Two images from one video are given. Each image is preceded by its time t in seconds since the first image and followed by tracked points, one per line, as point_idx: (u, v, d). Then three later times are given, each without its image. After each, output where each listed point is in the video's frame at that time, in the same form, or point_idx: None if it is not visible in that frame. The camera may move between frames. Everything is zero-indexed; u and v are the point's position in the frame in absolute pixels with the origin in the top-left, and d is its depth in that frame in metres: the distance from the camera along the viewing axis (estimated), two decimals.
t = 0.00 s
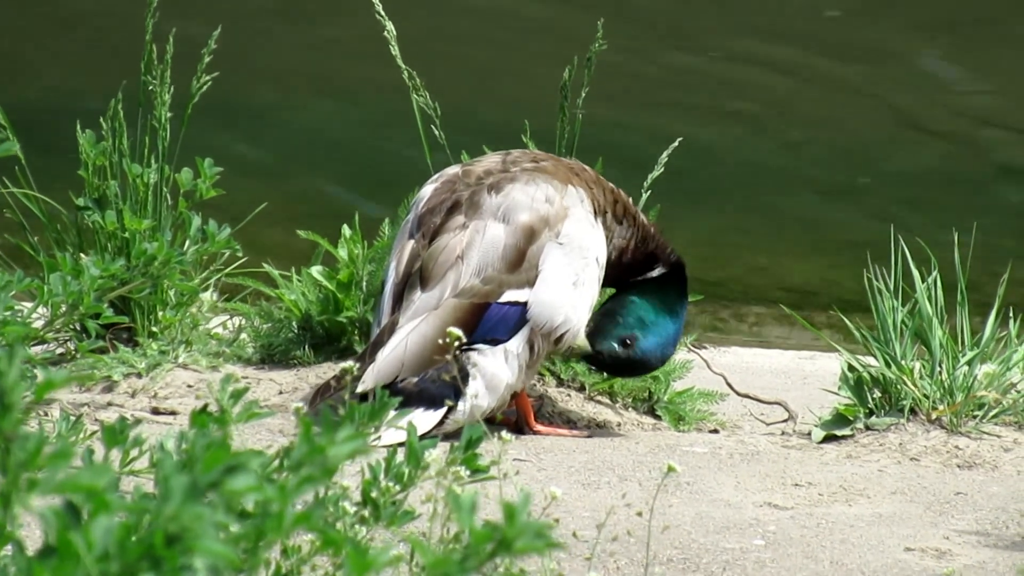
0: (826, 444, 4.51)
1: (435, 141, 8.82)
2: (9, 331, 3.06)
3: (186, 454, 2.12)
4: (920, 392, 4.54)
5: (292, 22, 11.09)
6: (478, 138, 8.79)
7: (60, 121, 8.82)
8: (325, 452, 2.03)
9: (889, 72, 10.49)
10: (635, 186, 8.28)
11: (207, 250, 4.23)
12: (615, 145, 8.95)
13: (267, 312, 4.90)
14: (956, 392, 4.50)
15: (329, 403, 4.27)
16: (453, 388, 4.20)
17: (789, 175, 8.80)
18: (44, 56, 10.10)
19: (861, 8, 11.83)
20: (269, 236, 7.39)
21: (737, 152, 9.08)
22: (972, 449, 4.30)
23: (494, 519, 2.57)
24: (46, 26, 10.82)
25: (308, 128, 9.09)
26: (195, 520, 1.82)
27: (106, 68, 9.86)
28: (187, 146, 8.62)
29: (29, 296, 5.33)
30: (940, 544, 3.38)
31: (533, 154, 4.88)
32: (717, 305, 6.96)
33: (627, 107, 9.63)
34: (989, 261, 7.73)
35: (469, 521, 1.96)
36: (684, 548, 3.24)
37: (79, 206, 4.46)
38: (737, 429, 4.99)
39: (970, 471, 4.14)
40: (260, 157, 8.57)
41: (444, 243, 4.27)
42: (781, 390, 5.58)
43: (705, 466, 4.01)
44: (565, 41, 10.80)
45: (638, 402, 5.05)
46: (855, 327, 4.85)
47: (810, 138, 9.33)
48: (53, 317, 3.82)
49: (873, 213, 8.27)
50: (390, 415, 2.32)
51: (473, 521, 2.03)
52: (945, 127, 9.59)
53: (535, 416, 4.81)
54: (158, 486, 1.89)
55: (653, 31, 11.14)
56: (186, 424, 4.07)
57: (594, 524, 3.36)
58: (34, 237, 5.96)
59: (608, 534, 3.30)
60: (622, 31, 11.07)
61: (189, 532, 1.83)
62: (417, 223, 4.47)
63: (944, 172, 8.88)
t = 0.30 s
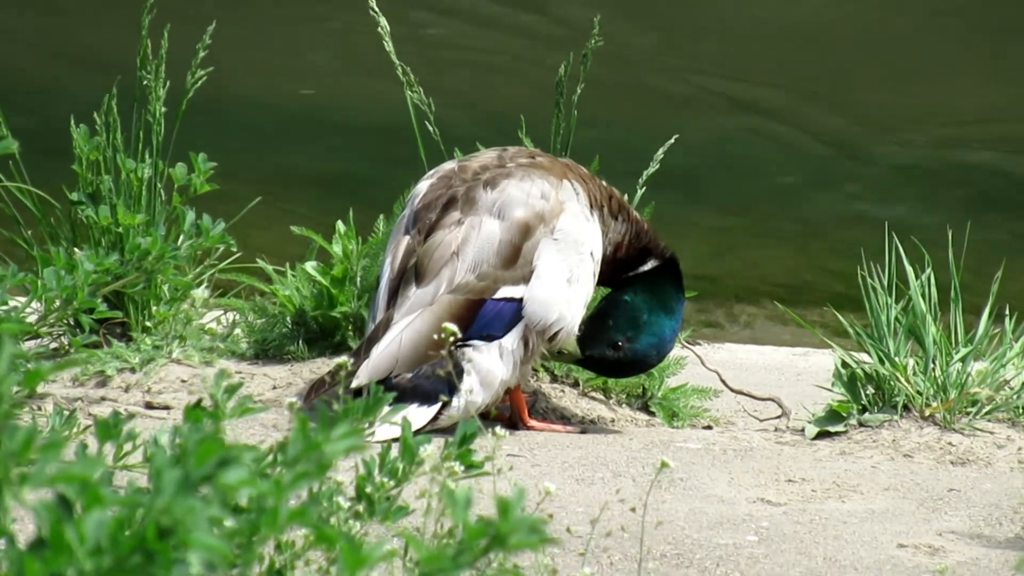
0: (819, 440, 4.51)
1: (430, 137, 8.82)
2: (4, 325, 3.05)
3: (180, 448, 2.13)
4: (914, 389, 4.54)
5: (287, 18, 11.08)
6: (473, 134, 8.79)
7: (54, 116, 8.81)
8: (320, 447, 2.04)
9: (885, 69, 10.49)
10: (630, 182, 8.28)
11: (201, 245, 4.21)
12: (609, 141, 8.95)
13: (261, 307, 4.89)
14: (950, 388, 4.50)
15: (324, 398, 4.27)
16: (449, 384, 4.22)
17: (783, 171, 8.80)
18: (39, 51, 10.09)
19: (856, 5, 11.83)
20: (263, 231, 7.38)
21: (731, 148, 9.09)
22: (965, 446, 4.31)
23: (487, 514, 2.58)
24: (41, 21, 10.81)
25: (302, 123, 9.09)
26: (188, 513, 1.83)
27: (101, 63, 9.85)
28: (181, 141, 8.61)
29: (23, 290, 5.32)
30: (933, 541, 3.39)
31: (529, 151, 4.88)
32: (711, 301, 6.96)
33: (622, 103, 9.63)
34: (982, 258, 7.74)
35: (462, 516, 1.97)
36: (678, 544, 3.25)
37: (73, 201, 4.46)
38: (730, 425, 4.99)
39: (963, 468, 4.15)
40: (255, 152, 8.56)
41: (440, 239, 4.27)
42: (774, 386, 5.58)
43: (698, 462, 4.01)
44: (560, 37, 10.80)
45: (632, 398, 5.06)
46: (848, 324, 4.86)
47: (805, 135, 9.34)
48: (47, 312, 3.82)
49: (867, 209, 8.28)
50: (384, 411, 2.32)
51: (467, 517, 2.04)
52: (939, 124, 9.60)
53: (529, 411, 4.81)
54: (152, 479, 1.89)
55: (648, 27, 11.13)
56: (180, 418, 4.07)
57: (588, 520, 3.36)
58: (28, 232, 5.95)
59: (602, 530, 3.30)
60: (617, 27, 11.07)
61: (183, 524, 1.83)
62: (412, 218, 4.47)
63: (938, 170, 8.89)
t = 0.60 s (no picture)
0: (814, 434, 4.51)
1: (422, 130, 8.81)
2: None
3: (174, 443, 2.11)
4: (908, 382, 4.54)
5: (280, 11, 11.06)
6: (466, 128, 8.78)
7: (46, 109, 8.79)
8: (315, 442, 2.02)
9: (877, 64, 10.48)
10: (622, 176, 8.28)
11: (194, 238, 4.21)
12: (602, 135, 8.94)
13: (254, 301, 4.89)
14: (943, 382, 4.51)
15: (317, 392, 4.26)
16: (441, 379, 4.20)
17: (776, 165, 8.81)
18: (31, 44, 10.06)
19: None
20: (256, 225, 7.37)
21: (724, 142, 9.09)
22: (958, 440, 4.31)
23: (481, 509, 2.57)
24: (33, 13, 10.78)
25: (295, 116, 9.07)
26: (183, 508, 1.82)
27: (93, 56, 9.83)
28: (173, 134, 8.59)
29: (17, 284, 5.32)
30: (927, 535, 3.39)
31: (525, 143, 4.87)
32: (704, 294, 6.96)
33: (615, 96, 9.63)
34: (975, 252, 7.74)
35: (456, 510, 1.96)
36: (672, 538, 3.25)
37: (66, 194, 4.45)
38: (723, 419, 4.99)
39: (956, 462, 4.16)
40: (247, 145, 8.54)
41: (435, 233, 4.27)
42: (768, 380, 5.59)
43: (691, 456, 4.01)
44: (553, 30, 10.79)
45: (626, 391, 5.06)
46: (842, 318, 4.85)
47: (798, 129, 9.34)
48: (41, 305, 3.81)
49: (860, 203, 8.28)
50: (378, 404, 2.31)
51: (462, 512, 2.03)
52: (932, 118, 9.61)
53: (522, 405, 4.80)
54: (146, 474, 1.88)
55: (641, 21, 11.12)
56: (173, 412, 4.06)
57: (582, 514, 3.36)
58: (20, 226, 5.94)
59: (595, 524, 3.30)
60: (610, 21, 11.06)
61: (178, 518, 1.82)
62: (408, 212, 4.46)
63: (930, 164, 8.90)
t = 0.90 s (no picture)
0: (811, 432, 4.51)
1: (422, 127, 8.81)
2: None
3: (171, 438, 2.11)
4: (906, 380, 4.54)
5: (279, 7, 11.06)
6: (465, 125, 8.78)
7: (44, 105, 8.78)
8: (309, 434, 2.02)
9: (876, 60, 10.48)
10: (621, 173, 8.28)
11: (193, 234, 4.21)
12: (602, 132, 8.94)
13: (252, 297, 4.88)
14: (942, 380, 4.50)
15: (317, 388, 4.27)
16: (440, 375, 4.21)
17: (775, 162, 8.81)
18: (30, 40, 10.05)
19: None
20: (256, 222, 7.37)
21: (724, 139, 9.09)
22: (957, 437, 4.31)
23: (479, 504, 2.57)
24: (32, 9, 10.77)
25: (294, 113, 9.07)
26: (179, 500, 1.82)
27: (92, 51, 9.82)
28: (172, 131, 8.58)
29: (15, 280, 5.31)
30: (925, 532, 3.39)
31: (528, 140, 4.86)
32: (703, 291, 6.96)
33: (615, 93, 9.62)
34: (974, 250, 7.75)
35: (452, 502, 1.96)
36: (670, 535, 3.24)
37: (66, 190, 4.44)
38: (723, 416, 5.01)
39: (954, 459, 4.16)
40: (246, 142, 8.54)
41: (436, 229, 4.27)
42: (766, 377, 5.59)
43: (690, 453, 4.01)
44: (553, 27, 10.78)
45: (624, 388, 5.04)
46: (840, 314, 4.85)
47: (797, 127, 9.35)
48: (39, 301, 3.80)
49: (859, 201, 8.28)
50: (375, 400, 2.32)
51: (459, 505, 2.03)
52: (931, 115, 9.61)
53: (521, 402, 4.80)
54: (143, 467, 1.88)
55: (641, 18, 11.12)
56: (172, 408, 4.06)
57: (580, 510, 3.36)
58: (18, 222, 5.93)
59: (594, 520, 3.30)
60: (609, 18, 11.05)
61: (174, 510, 1.82)
62: (410, 207, 4.46)
63: (929, 161, 8.90)
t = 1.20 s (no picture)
0: (815, 431, 4.50)
1: (426, 125, 8.80)
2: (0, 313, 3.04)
3: (176, 436, 2.11)
4: (910, 378, 4.54)
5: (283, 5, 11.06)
6: (469, 123, 8.78)
7: (48, 103, 8.79)
8: (314, 432, 2.02)
9: (881, 58, 10.47)
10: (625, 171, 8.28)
11: (197, 232, 4.21)
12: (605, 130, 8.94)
13: (257, 295, 4.88)
14: (946, 378, 4.50)
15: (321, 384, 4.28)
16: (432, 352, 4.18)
17: (779, 160, 8.80)
18: (34, 38, 10.06)
19: None
20: (259, 220, 7.37)
21: (727, 138, 9.08)
22: (961, 436, 4.31)
23: (482, 503, 2.57)
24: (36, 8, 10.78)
25: (297, 110, 9.07)
26: (185, 496, 1.82)
27: (96, 50, 9.83)
28: (176, 129, 8.59)
29: (19, 278, 5.31)
30: (929, 531, 3.39)
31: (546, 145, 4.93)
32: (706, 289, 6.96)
33: (619, 90, 9.62)
34: (978, 248, 7.74)
35: (458, 501, 1.96)
36: (674, 533, 3.24)
37: (70, 188, 4.44)
38: (726, 415, 5.05)
39: (958, 458, 4.16)
40: (250, 140, 8.54)
41: (450, 213, 4.30)
42: (770, 375, 5.59)
43: (693, 452, 4.00)
44: (557, 25, 10.78)
45: (628, 386, 5.05)
46: (844, 312, 4.84)
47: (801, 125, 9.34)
48: (43, 299, 3.81)
49: (863, 199, 8.27)
50: (380, 398, 2.35)
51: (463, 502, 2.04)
52: (935, 112, 9.60)
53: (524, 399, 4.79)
54: (148, 465, 1.89)
55: (645, 16, 11.11)
56: (176, 405, 4.06)
57: (583, 508, 3.36)
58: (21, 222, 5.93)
59: (598, 518, 3.30)
60: (613, 16, 11.04)
61: (180, 507, 1.82)
62: (424, 196, 4.50)
63: (933, 159, 8.89)
